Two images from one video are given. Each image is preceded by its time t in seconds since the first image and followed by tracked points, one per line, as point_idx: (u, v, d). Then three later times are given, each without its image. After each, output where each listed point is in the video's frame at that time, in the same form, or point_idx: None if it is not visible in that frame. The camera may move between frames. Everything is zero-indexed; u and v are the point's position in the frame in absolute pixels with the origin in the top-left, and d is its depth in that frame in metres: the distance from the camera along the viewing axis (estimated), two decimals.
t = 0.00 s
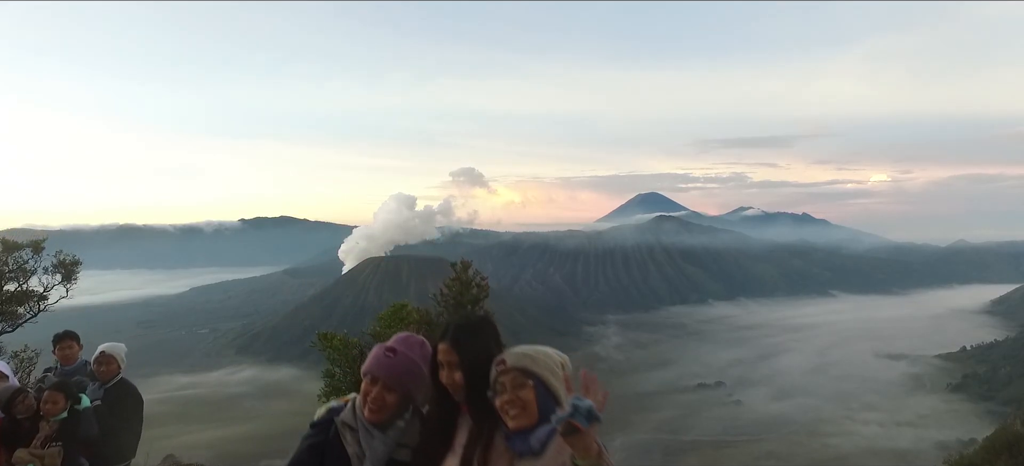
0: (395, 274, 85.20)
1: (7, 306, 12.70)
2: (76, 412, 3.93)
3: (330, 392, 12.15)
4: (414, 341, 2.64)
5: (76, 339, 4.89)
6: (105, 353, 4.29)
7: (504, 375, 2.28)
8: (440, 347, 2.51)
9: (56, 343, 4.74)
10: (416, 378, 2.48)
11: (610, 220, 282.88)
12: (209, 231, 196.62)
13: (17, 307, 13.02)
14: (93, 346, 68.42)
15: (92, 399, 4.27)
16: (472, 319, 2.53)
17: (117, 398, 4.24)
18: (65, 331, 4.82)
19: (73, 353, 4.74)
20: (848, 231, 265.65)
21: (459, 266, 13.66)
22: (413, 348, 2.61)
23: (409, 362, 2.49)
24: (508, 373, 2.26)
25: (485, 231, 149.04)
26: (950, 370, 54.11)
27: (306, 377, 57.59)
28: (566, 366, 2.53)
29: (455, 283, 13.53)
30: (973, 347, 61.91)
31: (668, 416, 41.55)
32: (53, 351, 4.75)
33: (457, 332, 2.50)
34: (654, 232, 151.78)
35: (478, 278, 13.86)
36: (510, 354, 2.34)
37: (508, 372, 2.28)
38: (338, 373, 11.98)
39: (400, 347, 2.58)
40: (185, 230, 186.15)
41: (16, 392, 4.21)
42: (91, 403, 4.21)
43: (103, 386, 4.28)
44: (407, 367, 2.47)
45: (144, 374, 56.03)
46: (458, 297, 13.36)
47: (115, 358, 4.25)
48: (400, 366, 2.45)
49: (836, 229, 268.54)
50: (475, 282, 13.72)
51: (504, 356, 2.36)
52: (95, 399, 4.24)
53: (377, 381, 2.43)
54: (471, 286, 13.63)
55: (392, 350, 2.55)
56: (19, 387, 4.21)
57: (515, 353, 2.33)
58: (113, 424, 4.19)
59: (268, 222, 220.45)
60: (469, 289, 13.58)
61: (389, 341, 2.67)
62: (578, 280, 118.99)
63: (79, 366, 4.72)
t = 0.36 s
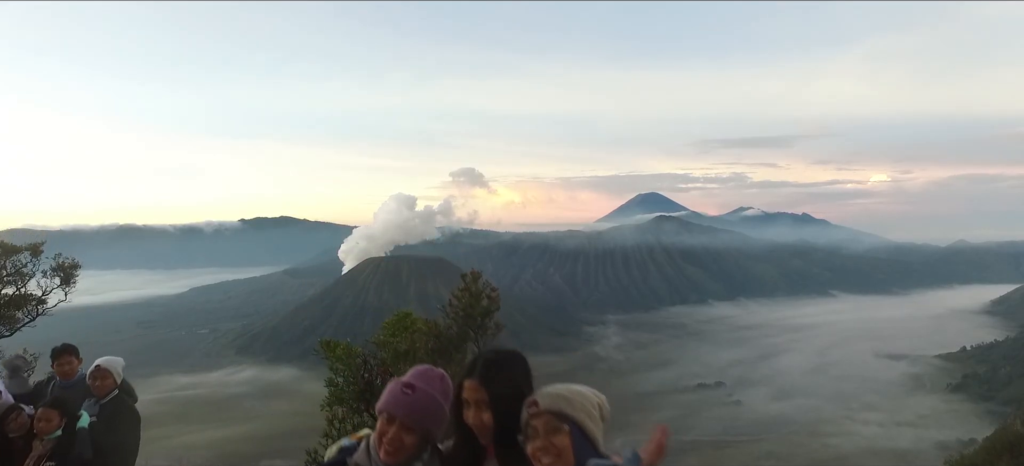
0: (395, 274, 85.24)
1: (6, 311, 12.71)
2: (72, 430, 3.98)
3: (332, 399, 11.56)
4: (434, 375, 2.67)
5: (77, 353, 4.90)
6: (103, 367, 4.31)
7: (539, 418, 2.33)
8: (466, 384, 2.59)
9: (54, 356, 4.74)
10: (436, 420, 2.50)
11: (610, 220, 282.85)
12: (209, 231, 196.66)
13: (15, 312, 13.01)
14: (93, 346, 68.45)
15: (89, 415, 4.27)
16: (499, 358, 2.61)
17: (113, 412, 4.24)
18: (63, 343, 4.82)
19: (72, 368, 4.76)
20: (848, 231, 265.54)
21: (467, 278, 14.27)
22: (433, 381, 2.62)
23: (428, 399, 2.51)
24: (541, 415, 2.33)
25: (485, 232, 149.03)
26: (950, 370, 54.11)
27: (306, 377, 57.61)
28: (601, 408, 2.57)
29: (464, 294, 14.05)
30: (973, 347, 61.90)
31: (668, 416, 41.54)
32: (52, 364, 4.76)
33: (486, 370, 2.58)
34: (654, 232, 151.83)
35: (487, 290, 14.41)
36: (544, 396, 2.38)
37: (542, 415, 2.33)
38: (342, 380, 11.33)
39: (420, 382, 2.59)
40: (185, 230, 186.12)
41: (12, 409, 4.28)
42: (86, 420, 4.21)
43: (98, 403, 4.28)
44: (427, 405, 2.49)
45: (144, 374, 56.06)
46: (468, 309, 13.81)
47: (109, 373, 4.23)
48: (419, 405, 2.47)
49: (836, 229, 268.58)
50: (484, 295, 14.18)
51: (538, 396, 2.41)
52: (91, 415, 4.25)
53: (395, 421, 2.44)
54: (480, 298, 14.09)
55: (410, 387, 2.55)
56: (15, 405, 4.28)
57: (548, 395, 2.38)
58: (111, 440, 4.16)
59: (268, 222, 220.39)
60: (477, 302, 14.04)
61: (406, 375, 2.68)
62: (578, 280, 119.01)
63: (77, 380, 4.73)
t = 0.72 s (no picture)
0: (395, 274, 85.28)
1: (6, 315, 12.75)
2: (71, 452, 3.98)
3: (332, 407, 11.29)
4: (456, 413, 2.89)
5: (77, 363, 4.95)
6: (99, 381, 4.30)
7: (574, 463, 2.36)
8: (497, 422, 2.68)
9: (53, 368, 4.75)
10: (462, 457, 2.70)
11: (610, 220, 283.04)
12: (209, 231, 196.98)
13: (14, 316, 13.04)
14: (93, 346, 68.45)
15: (85, 432, 4.24)
16: (531, 394, 2.71)
17: (109, 428, 4.22)
18: (62, 356, 4.84)
19: (71, 379, 4.79)
20: (848, 231, 265.73)
21: (477, 286, 12.55)
22: (456, 419, 2.85)
23: (450, 438, 2.72)
24: (578, 460, 2.36)
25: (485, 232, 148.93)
26: (950, 370, 54.18)
27: (306, 377, 57.67)
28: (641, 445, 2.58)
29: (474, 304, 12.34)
30: (973, 347, 61.98)
31: (668, 416, 41.53)
32: (50, 376, 4.78)
33: (518, 410, 2.64)
34: (654, 232, 151.87)
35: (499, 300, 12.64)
36: (580, 440, 2.41)
37: (578, 460, 2.36)
38: (344, 387, 11.11)
39: (442, 421, 2.81)
40: (185, 230, 186.12)
41: (7, 425, 4.26)
42: (83, 435, 4.19)
43: (97, 417, 4.29)
44: (449, 443, 2.70)
45: (145, 374, 56.17)
46: (477, 321, 12.15)
47: (107, 387, 4.22)
48: (441, 444, 2.67)
49: (836, 229, 268.66)
50: (495, 305, 12.47)
51: (574, 441, 2.43)
52: (88, 431, 4.23)
53: (416, 458, 2.66)
54: (490, 309, 12.38)
55: (432, 425, 2.76)
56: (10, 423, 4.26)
57: (584, 439, 2.40)
58: (112, 456, 4.15)
59: (267, 222, 220.37)
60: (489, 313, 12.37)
61: (430, 412, 2.93)
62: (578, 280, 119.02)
63: (75, 394, 4.77)
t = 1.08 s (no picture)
0: (395, 274, 85.33)
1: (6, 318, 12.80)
2: None
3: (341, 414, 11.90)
4: (477, 452, 2.46)
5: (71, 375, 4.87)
6: (94, 396, 4.18)
7: None
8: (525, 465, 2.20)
9: (48, 380, 4.69)
10: None
11: (610, 220, 283.20)
12: (209, 231, 197.05)
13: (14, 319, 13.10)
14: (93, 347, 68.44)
15: (79, 450, 4.06)
16: (564, 439, 2.40)
17: (104, 444, 4.07)
18: (57, 367, 4.74)
19: (66, 391, 4.71)
20: (848, 231, 266.10)
21: (485, 296, 11.51)
22: (477, 459, 2.42)
23: None
24: None
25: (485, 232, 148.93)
26: (950, 370, 54.20)
27: (306, 377, 57.68)
28: None
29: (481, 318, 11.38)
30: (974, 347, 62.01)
31: (668, 416, 41.54)
32: (45, 388, 4.69)
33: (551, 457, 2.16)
34: (654, 232, 151.88)
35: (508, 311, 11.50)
36: None
37: None
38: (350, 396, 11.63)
39: (462, 460, 2.40)
40: (185, 230, 186.73)
41: None
42: (77, 453, 4.01)
43: (90, 434, 4.12)
44: None
45: (144, 374, 56.15)
46: (484, 334, 11.19)
47: (103, 402, 4.11)
48: None
49: (836, 229, 268.76)
50: (504, 316, 11.40)
51: None
52: (82, 449, 4.05)
53: None
54: (499, 321, 11.30)
55: None
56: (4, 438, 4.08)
57: None
58: None
59: (268, 222, 220.68)
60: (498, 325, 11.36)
61: (447, 450, 2.48)
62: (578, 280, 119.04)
63: (72, 406, 4.70)
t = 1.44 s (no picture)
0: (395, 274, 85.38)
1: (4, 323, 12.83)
2: None
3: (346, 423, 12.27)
4: None
5: (68, 389, 4.75)
6: (92, 412, 4.16)
7: None
8: None
9: (42, 396, 4.54)
10: None
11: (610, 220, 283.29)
12: (210, 231, 197.26)
13: (12, 323, 13.12)
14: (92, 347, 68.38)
15: None
16: None
17: (100, 461, 4.06)
18: (54, 381, 4.60)
19: (62, 406, 4.60)
20: (848, 231, 266.34)
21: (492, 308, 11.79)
22: None
23: None
24: None
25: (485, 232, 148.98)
26: (949, 370, 54.21)
27: (307, 377, 57.66)
28: None
29: (489, 329, 11.52)
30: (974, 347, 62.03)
31: (668, 416, 41.53)
32: (42, 405, 4.55)
33: None
34: (654, 232, 151.97)
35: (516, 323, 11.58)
36: None
37: None
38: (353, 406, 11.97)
39: None
40: (185, 230, 186.78)
41: None
42: None
43: (86, 451, 4.10)
44: None
45: (144, 374, 56.08)
46: (492, 346, 11.32)
47: (100, 418, 4.10)
48: None
49: (836, 229, 268.84)
50: (511, 329, 11.45)
51: None
52: None
53: None
54: (506, 333, 11.41)
55: None
56: None
57: None
58: None
59: (268, 222, 220.73)
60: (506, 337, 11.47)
61: None
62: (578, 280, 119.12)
63: (67, 423, 4.58)
